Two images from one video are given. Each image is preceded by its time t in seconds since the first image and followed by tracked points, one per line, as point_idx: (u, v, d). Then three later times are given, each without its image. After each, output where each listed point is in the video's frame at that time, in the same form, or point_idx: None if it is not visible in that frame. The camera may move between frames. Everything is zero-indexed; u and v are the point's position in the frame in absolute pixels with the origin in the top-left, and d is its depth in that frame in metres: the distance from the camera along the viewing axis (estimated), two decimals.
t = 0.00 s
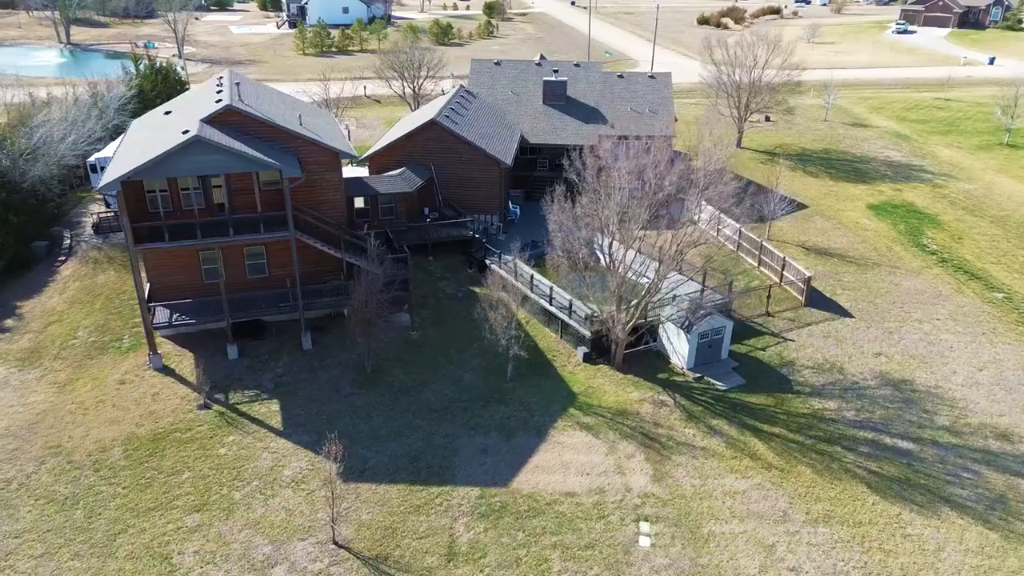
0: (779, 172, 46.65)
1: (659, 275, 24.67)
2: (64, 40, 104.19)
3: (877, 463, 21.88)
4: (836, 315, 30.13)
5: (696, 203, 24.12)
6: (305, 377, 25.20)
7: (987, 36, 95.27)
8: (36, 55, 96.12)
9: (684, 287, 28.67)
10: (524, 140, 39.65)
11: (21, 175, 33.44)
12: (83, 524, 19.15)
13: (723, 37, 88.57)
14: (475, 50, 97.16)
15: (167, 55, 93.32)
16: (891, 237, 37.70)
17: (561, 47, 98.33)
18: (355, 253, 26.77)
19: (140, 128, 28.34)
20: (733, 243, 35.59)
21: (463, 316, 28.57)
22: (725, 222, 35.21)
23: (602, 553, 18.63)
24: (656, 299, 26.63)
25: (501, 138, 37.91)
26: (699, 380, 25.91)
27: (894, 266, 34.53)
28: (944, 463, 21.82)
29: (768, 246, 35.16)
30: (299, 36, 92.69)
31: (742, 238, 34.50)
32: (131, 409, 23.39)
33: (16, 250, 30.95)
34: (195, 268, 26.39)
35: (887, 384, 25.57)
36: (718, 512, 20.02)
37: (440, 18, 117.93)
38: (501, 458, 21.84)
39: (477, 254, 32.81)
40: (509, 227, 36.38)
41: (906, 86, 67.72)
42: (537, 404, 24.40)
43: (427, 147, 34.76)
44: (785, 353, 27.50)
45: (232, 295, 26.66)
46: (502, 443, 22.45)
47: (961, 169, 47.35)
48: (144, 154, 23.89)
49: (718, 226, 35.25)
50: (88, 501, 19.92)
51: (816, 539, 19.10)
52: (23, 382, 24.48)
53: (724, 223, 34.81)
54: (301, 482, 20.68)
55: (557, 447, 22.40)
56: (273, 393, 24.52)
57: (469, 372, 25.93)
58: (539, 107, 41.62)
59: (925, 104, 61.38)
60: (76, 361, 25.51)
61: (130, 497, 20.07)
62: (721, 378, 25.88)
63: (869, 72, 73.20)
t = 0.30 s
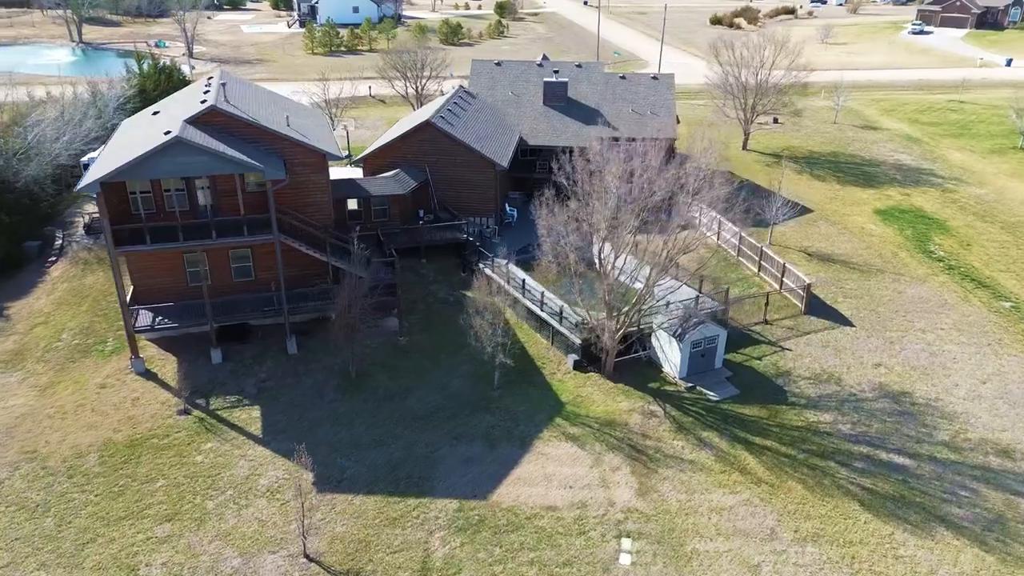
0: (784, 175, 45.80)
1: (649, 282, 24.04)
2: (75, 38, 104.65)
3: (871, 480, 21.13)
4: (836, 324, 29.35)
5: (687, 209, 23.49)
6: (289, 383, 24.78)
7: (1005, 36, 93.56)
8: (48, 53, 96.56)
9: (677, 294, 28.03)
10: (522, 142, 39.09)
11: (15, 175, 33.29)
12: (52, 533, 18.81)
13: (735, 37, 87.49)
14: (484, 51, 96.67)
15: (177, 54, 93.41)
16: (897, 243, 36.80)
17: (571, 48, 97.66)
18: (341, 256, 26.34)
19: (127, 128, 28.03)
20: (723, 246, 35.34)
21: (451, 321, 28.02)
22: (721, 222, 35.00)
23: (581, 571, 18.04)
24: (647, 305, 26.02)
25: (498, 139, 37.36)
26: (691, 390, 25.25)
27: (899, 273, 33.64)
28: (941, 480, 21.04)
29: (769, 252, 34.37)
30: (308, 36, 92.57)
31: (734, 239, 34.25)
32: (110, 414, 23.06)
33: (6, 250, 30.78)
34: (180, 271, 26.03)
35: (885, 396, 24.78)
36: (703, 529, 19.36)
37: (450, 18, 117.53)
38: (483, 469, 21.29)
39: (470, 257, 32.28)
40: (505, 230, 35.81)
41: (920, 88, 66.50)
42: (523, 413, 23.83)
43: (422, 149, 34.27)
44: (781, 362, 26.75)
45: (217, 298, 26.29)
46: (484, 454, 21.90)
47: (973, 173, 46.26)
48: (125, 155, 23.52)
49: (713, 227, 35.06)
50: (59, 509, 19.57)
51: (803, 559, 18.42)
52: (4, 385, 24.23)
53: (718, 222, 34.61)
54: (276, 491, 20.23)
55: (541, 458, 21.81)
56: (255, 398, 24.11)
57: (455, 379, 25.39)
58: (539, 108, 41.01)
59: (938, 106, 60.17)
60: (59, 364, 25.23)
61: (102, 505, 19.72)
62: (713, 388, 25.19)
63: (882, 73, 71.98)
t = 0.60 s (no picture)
0: (791, 180, 44.91)
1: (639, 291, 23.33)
2: (88, 37, 105.07)
3: (865, 500, 20.32)
4: (836, 334, 28.51)
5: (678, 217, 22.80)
6: (270, 391, 24.32)
7: None
8: (60, 53, 96.99)
9: (672, 302, 27.27)
10: (521, 144, 38.45)
11: (8, 175, 33.10)
12: (18, 544, 18.42)
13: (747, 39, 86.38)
14: (494, 51, 96.12)
15: (187, 54, 93.48)
16: (904, 250, 35.84)
17: (582, 48, 96.93)
18: (326, 261, 25.84)
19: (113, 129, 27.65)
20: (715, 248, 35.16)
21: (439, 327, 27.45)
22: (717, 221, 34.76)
23: None
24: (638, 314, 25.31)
25: (495, 142, 36.74)
26: (683, 402, 24.51)
27: (904, 282, 32.71)
28: (938, 501, 20.20)
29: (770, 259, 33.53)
30: (317, 36, 92.42)
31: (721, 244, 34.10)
32: (87, 421, 22.70)
33: None
34: (163, 275, 25.66)
35: (883, 412, 23.93)
36: (686, 550, 18.66)
37: (461, 18, 117.10)
38: (462, 484, 20.68)
39: (463, 262, 31.67)
40: (500, 233, 35.20)
41: (934, 90, 65.20)
42: (508, 425, 23.21)
43: (416, 151, 33.73)
44: (777, 374, 25.97)
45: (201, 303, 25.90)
46: (465, 467, 21.30)
47: (985, 179, 45.11)
48: (104, 157, 23.08)
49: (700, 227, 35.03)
50: (28, 519, 19.20)
51: None
52: None
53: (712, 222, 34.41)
54: (248, 504, 19.74)
55: (523, 472, 21.17)
56: (235, 406, 23.65)
57: (440, 389, 24.82)
58: (538, 110, 40.34)
59: (952, 109, 58.91)
60: (40, 369, 24.92)
61: (71, 516, 19.33)
62: (705, 400, 24.47)
63: (896, 75, 70.71)
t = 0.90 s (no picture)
0: (798, 185, 43.93)
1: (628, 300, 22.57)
2: (101, 37, 105.51)
3: (860, 523, 19.45)
4: (837, 347, 27.61)
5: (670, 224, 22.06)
6: (251, 401, 23.80)
7: None
8: (72, 53, 97.41)
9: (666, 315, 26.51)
10: (520, 148, 37.79)
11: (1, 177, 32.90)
12: None
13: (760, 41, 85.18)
14: (504, 52, 95.48)
15: (198, 53, 93.56)
16: (912, 259, 34.80)
17: (593, 49, 96.10)
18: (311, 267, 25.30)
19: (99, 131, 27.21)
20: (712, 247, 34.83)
21: (425, 336, 26.78)
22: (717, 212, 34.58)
23: None
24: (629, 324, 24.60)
25: (493, 145, 36.03)
26: (674, 417, 23.74)
27: (911, 292, 31.71)
28: (936, 525, 19.31)
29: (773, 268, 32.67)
30: (327, 36, 92.20)
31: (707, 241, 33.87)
32: (63, 430, 22.29)
33: None
34: (146, 280, 25.23)
35: (883, 429, 23.04)
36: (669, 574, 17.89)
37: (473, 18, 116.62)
38: (440, 501, 20.03)
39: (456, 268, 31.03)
40: (496, 239, 34.53)
41: (950, 93, 63.80)
42: (492, 439, 22.54)
43: (411, 155, 33.11)
44: (774, 389, 25.13)
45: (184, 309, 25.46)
46: (444, 483, 20.65)
47: (1000, 186, 43.87)
48: (83, 161, 22.60)
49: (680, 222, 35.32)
50: None
51: None
52: None
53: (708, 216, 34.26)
54: (219, 519, 19.20)
55: (504, 489, 20.49)
56: (215, 416, 23.16)
57: (425, 400, 24.18)
58: (539, 113, 39.64)
59: (968, 113, 57.53)
60: (20, 374, 24.56)
61: (38, 528, 18.87)
62: (697, 415, 23.69)
63: (911, 78, 69.31)
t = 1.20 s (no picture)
0: (806, 191, 42.88)
1: (618, 311, 21.80)
2: (116, 36, 106.00)
3: (854, 549, 18.55)
4: (840, 360, 26.65)
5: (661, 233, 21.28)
6: (231, 410, 23.27)
7: None
8: (87, 53, 98.06)
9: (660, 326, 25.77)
10: (520, 152, 37.11)
11: None
12: None
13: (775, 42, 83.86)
14: (516, 52, 94.80)
15: (210, 53, 93.67)
16: (921, 268, 33.71)
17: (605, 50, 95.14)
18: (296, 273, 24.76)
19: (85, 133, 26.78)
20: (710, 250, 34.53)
21: (413, 343, 26.16)
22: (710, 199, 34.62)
23: None
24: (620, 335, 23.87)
25: (491, 149, 35.37)
26: (665, 432, 22.92)
27: (919, 303, 30.65)
28: (934, 553, 18.38)
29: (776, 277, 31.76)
30: (338, 36, 91.99)
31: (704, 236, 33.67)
32: (38, 438, 21.88)
33: None
34: (129, 284, 24.75)
35: (883, 449, 22.10)
36: None
37: (487, 19, 116.03)
38: (418, 518, 19.37)
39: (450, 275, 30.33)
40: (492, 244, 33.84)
41: (969, 97, 62.30)
42: (476, 453, 21.83)
43: (406, 159, 32.51)
44: (770, 404, 24.25)
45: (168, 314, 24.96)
46: (423, 499, 19.98)
47: (1016, 193, 42.55)
48: (61, 163, 22.14)
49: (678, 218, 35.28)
50: None
51: None
52: None
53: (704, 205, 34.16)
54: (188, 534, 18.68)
55: (484, 506, 19.78)
56: (193, 425, 22.64)
57: (409, 411, 23.51)
58: (540, 115, 38.92)
59: (987, 116, 56.07)
60: None
61: (3, 541, 18.44)
62: (689, 431, 22.85)
63: (929, 81, 67.79)
